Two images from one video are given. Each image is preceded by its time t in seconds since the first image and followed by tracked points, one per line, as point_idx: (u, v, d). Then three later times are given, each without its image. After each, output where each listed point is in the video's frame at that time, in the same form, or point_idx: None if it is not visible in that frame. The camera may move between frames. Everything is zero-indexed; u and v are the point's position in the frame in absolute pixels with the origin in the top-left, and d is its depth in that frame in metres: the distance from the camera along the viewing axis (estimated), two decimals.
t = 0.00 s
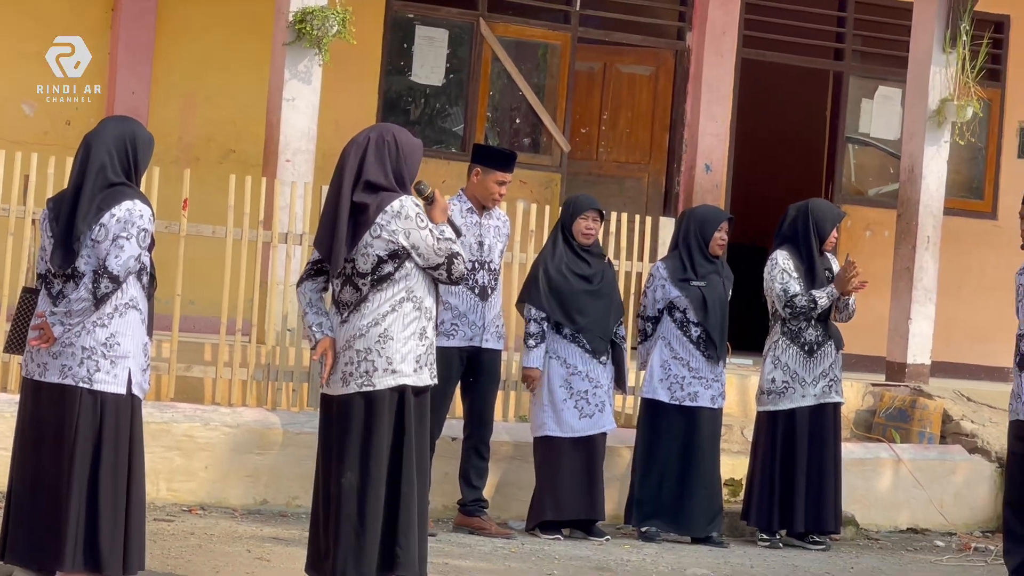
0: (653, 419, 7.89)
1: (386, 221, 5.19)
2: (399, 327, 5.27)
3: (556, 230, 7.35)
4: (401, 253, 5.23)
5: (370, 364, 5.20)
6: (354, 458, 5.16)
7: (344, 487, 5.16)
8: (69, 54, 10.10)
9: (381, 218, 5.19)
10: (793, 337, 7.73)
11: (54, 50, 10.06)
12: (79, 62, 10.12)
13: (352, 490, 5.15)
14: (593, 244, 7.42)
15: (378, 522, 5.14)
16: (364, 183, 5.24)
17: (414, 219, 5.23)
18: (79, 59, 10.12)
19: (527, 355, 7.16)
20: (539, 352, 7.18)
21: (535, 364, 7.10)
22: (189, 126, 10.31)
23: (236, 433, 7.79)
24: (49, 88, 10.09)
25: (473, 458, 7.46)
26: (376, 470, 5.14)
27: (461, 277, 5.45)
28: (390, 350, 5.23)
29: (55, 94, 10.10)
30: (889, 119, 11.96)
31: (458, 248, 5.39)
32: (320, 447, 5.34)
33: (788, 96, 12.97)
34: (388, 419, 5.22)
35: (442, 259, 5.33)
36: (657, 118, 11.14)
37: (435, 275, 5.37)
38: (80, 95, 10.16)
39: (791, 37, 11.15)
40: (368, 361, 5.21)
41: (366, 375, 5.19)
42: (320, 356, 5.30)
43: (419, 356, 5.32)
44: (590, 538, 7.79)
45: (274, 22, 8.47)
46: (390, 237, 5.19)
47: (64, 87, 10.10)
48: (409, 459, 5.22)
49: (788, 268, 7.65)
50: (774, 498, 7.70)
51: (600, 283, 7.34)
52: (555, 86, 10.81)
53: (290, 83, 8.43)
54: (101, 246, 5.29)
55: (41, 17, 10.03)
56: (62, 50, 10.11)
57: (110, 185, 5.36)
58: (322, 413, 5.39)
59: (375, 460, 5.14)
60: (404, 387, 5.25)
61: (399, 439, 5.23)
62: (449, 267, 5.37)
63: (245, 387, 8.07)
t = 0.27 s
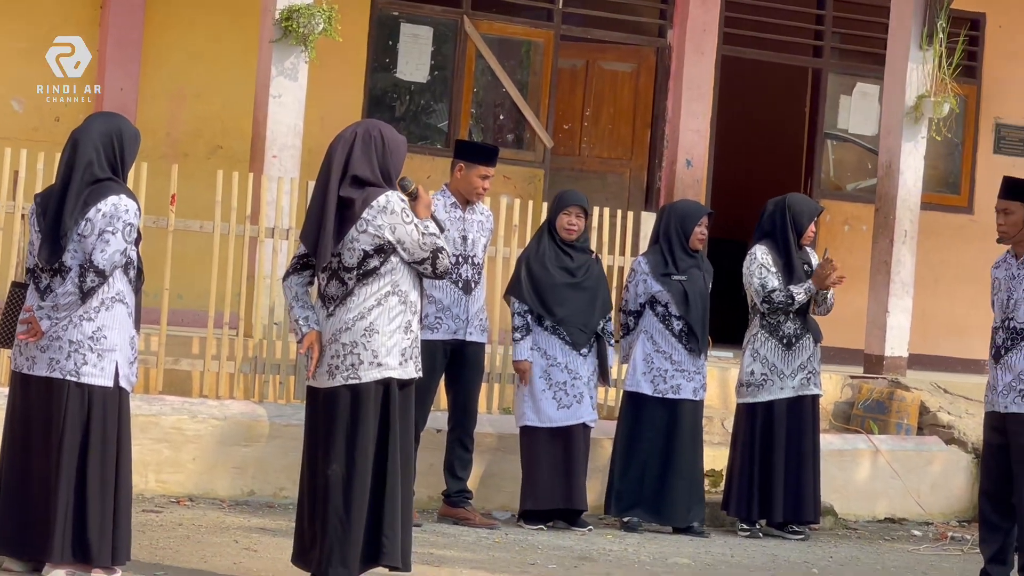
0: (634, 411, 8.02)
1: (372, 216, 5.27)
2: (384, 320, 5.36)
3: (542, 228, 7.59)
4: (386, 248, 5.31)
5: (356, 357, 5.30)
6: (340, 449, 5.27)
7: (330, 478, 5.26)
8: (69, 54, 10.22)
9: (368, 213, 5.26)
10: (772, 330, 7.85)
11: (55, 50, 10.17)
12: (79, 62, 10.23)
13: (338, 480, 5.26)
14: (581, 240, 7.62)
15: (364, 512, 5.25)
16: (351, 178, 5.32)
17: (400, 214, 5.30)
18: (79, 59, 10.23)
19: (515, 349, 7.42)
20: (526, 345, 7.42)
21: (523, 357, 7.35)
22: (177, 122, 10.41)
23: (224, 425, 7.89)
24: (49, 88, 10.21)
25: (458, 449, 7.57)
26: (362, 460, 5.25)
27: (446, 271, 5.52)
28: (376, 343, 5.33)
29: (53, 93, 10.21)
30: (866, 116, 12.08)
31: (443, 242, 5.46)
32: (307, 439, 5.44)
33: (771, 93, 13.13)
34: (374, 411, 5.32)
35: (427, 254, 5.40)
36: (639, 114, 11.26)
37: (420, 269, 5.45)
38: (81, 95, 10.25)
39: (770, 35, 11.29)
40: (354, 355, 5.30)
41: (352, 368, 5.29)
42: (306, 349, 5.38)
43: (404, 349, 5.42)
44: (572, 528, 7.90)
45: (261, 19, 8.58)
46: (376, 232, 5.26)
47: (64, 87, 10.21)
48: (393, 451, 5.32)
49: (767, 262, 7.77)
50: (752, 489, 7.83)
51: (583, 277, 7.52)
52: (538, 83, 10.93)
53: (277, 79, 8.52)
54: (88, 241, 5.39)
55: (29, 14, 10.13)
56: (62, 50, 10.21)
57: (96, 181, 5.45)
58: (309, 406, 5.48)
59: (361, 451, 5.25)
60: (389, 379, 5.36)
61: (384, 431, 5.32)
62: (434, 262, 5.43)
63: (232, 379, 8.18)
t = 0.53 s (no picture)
0: (616, 404, 8.11)
1: (356, 212, 5.37)
2: (367, 316, 5.45)
3: (529, 223, 7.70)
4: (370, 244, 5.41)
5: (339, 351, 5.38)
6: (323, 443, 5.36)
7: (313, 472, 5.35)
8: (69, 54, 10.26)
9: (352, 209, 5.36)
10: (750, 324, 7.95)
11: (55, 50, 10.23)
12: (80, 62, 10.25)
13: (321, 474, 5.35)
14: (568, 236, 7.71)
15: (346, 504, 5.34)
16: (335, 175, 5.42)
17: (383, 210, 5.41)
18: (80, 59, 10.26)
19: (507, 341, 7.58)
20: (517, 337, 7.57)
21: (516, 348, 7.49)
22: (162, 119, 10.50)
23: (210, 419, 7.98)
24: (49, 88, 10.29)
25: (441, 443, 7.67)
26: (345, 454, 5.34)
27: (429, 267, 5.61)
28: (359, 338, 5.41)
29: (54, 93, 10.29)
30: (843, 113, 12.24)
31: (425, 238, 5.56)
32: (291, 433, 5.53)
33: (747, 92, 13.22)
34: (357, 405, 5.41)
35: (410, 250, 5.49)
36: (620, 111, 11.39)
37: (403, 265, 5.54)
38: (81, 95, 10.25)
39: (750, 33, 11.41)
40: (338, 349, 5.39)
41: (335, 362, 5.37)
42: (291, 344, 5.47)
43: (387, 344, 5.50)
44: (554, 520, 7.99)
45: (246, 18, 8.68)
46: (359, 228, 5.36)
47: (65, 87, 10.28)
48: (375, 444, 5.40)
49: (745, 257, 7.87)
50: (732, 481, 7.93)
51: (568, 273, 7.63)
52: (520, 80, 11.04)
53: (262, 77, 8.62)
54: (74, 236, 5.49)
55: (16, 12, 10.20)
56: (63, 50, 10.27)
57: (82, 177, 5.53)
58: (293, 401, 5.55)
59: (343, 445, 5.33)
60: (372, 374, 5.44)
61: (366, 426, 5.41)
62: (417, 258, 5.52)
63: (217, 373, 8.27)
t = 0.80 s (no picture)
0: (599, 400, 8.13)
1: (338, 208, 5.37)
2: (350, 312, 5.45)
3: (515, 219, 7.73)
4: (352, 240, 5.41)
5: (322, 348, 5.38)
6: (306, 438, 5.36)
7: (296, 467, 5.36)
8: (70, 54, 10.25)
9: (334, 206, 5.36)
10: (730, 320, 7.99)
11: (56, 49, 10.24)
12: (80, 62, 10.23)
13: (304, 470, 5.35)
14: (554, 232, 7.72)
15: (329, 499, 5.35)
16: (317, 171, 5.40)
17: (365, 207, 5.41)
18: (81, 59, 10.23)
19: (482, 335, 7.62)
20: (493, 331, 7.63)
21: (488, 343, 7.53)
22: (145, 116, 10.52)
23: (193, 415, 7.99)
24: (49, 88, 10.34)
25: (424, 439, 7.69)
26: (327, 449, 5.35)
27: (411, 263, 5.62)
28: (342, 334, 5.41)
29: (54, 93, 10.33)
30: (823, 109, 12.31)
31: (407, 235, 5.57)
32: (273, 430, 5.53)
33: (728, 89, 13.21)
34: (340, 401, 5.41)
35: (392, 246, 5.50)
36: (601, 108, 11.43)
37: (385, 261, 5.55)
38: (81, 95, 10.17)
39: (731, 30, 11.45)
40: (321, 345, 5.39)
41: (318, 358, 5.37)
42: (273, 340, 5.47)
43: (370, 340, 5.51)
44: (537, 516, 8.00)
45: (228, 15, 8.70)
46: (342, 225, 5.36)
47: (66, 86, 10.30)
48: (357, 439, 5.41)
49: (724, 254, 7.91)
50: (711, 476, 7.98)
51: (553, 269, 7.65)
52: (502, 78, 11.10)
53: (245, 74, 8.64)
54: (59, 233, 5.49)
55: None
56: (63, 50, 10.27)
57: (66, 174, 5.53)
58: (276, 397, 5.55)
59: (326, 441, 5.34)
60: (355, 370, 5.45)
61: (349, 422, 5.41)
62: (399, 254, 5.53)
63: (201, 369, 8.29)
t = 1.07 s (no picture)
0: (582, 397, 8.21)
1: (324, 208, 5.44)
2: (336, 310, 5.53)
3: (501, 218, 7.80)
4: (338, 240, 5.48)
5: (308, 346, 5.46)
6: (292, 435, 5.45)
7: (283, 464, 5.43)
8: (69, 54, 10.33)
9: (320, 206, 5.43)
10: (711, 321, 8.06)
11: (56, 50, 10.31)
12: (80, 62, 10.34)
13: (290, 467, 5.43)
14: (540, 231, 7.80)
15: (315, 495, 5.43)
16: (303, 171, 5.47)
17: (351, 206, 5.48)
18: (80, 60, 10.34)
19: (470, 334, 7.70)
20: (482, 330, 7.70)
21: (476, 342, 7.63)
22: (132, 116, 10.59)
23: (180, 413, 8.07)
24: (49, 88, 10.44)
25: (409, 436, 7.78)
26: (313, 446, 5.43)
27: (396, 262, 5.69)
28: (328, 332, 5.49)
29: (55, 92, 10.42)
30: (805, 109, 12.42)
31: (392, 234, 5.64)
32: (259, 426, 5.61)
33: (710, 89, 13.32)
34: (326, 399, 5.49)
35: (377, 245, 5.57)
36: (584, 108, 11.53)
37: (371, 260, 5.62)
38: (81, 95, 10.35)
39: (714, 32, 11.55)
40: (307, 343, 5.47)
41: (304, 356, 5.45)
42: (260, 338, 5.55)
43: (355, 338, 5.58)
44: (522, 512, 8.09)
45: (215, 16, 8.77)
46: (328, 224, 5.43)
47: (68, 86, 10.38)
48: (343, 436, 5.49)
49: (695, 257, 7.99)
50: (693, 472, 8.08)
51: (539, 268, 7.73)
52: (486, 78, 11.21)
53: (231, 75, 8.72)
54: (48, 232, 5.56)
55: None
56: (63, 50, 10.33)
57: (55, 174, 5.60)
58: (263, 395, 5.63)
59: (312, 437, 5.42)
60: (341, 367, 5.52)
61: (335, 419, 5.49)
62: (384, 253, 5.60)
63: (187, 368, 8.37)
